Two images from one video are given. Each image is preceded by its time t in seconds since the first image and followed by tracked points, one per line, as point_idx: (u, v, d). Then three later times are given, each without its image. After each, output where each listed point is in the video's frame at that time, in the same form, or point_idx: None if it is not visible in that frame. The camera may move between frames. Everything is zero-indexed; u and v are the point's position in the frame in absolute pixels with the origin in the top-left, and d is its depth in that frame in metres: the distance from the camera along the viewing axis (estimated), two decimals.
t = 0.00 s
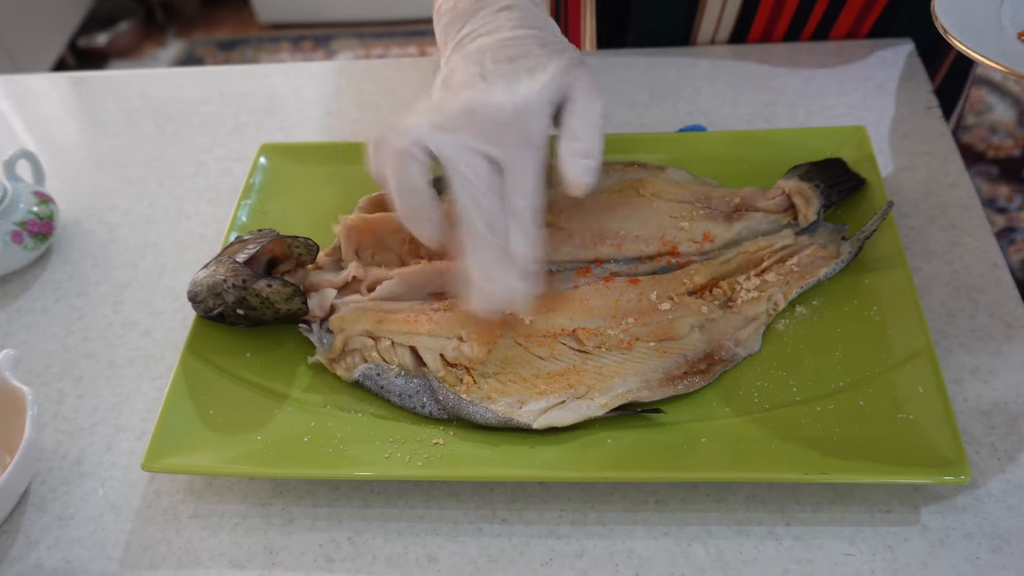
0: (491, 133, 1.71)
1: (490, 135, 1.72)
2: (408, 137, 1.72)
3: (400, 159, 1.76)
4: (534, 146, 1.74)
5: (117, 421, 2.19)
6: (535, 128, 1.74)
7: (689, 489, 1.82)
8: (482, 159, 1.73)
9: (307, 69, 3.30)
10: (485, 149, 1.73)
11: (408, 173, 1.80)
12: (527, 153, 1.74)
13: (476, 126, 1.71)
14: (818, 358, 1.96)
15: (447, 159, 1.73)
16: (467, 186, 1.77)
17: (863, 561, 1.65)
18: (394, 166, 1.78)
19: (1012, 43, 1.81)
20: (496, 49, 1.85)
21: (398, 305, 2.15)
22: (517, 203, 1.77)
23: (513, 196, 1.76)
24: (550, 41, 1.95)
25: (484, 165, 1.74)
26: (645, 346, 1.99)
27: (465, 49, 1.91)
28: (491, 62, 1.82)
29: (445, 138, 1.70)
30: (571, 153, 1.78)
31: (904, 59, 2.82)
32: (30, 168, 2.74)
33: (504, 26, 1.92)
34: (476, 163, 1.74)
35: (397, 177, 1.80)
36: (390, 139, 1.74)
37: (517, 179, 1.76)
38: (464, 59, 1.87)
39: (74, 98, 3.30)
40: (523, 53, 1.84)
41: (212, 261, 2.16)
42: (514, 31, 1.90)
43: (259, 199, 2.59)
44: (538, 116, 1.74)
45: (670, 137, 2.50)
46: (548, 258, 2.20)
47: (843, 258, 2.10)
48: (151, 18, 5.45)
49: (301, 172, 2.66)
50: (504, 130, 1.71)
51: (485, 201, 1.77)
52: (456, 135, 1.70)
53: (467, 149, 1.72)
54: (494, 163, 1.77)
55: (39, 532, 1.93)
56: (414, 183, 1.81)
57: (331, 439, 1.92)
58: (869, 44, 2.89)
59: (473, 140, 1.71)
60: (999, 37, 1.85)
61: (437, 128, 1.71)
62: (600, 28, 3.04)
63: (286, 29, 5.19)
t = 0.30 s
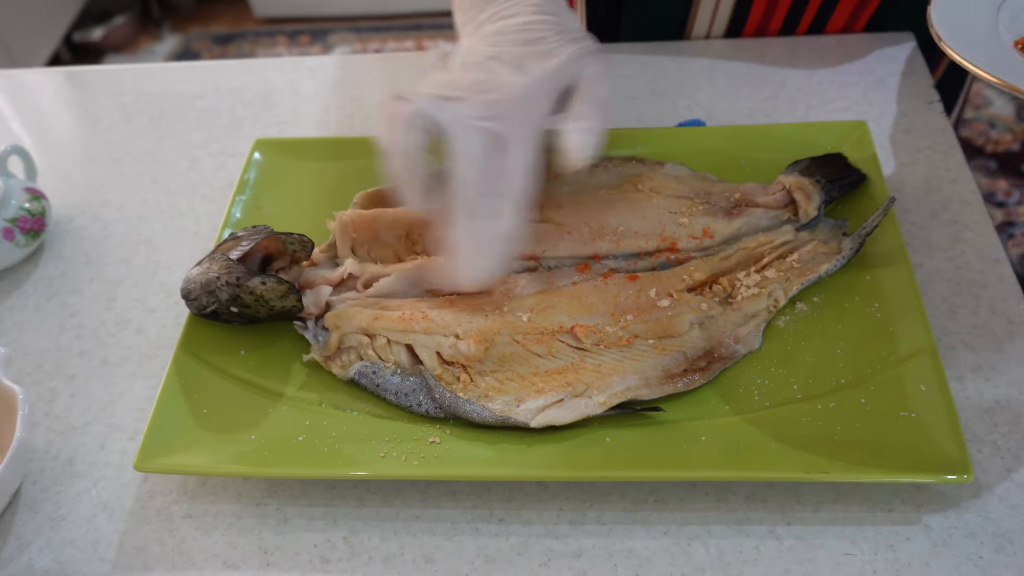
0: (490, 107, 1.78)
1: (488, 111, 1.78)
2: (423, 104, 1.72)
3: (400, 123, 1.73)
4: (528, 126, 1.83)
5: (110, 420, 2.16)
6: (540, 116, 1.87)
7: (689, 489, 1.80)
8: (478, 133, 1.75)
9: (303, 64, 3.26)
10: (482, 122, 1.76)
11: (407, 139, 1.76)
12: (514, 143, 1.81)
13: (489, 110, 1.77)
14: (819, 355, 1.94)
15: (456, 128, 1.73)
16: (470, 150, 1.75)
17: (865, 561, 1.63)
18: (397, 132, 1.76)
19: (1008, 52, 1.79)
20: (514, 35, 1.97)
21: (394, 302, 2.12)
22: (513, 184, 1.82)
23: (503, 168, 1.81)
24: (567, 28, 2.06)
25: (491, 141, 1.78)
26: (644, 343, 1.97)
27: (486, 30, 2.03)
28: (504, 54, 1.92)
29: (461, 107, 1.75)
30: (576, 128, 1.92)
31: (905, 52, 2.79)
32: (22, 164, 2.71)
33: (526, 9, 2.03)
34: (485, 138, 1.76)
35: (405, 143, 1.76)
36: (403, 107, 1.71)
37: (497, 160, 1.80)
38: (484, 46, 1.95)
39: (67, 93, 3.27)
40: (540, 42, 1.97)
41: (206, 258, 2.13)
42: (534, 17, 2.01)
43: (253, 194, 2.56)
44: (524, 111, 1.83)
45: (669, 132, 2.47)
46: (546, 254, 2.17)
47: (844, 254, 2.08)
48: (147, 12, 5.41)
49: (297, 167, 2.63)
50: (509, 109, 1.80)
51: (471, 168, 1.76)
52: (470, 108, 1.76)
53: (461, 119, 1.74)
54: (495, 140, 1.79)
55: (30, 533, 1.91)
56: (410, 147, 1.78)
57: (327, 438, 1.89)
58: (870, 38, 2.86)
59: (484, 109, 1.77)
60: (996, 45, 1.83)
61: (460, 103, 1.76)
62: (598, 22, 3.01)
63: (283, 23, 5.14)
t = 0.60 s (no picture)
0: (453, 95, 1.75)
1: (454, 102, 1.75)
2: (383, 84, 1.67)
3: (357, 106, 1.67)
4: (490, 123, 1.81)
5: (93, 417, 2.10)
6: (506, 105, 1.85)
7: (689, 488, 1.75)
8: (433, 122, 1.73)
9: (292, 48, 3.17)
10: (445, 112, 1.75)
11: (346, 142, 1.75)
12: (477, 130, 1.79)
13: (402, 94, 1.68)
14: (822, 349, 1.89)
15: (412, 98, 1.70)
16: (372, 115, 1.69)
17: (870, 562, 1.59)
18: (348, 105, 1.68)
19: None
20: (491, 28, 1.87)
21: (383, 294, 2.05)
22: (428, 167, 1.76)
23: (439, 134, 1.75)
24: (548, 28, 1.95)
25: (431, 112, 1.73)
26: (643, 337, 1.90)
27: (463, 18, 1.91)
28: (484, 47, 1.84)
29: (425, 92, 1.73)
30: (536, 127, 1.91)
31: (909, 36, 2.72)
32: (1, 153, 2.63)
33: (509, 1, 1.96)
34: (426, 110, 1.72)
35: (348, 138, 1.73)
36: (364, 86, 1.65)
37: (469, 144, 1.79)
38: (460, 32, 1.87)
39: (48, 78, 3.17)
40: (514, 35, 1.88)
41: (189, 250, 2.06)
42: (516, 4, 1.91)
43: (239, 183, 2.49)
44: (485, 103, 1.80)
45: (666, 120, 2.41)
46: (541, 246, 2.11)
47: (848, 244, 2.02)
48: None
49: (283, 155, 2.55)
50: (473, 100, 1.78)
51: (420, 148, 1.73)
52: (424, 95, 1.72)
53: (425, 110, 1.72)
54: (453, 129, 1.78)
55: (11, 534, 1.85)
56: (362, 135, 1.71)
57: (315, 437, 1.84)
58: (873, 21, 2.79)
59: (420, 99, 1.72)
60: None
61: (414, 91, 1.72)
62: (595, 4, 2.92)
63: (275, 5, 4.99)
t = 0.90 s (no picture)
0: (501, 82, 1.77)
1: (495, 88, 1.77)
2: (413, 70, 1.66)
3: (399, 95, 1.63)
4: (538, 108, 1.80)
5: (60, 414, 1.98)
6: (552, 90, 1.84)
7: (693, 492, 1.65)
8: (478, 113, 1.73)
9: (274, 18, 2.99)
10: (490, 100, 1.75)
11: (377, 130, 1.62)
12: (523, 118, 1.77)
13: (473, 66, 1.78)
14: (834, 344, 1.78)
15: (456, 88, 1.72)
16: (416, 108, 1.66)
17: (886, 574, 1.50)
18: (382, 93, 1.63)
19: None
20: None
21: (367, 284, 1.92)
22: (476, 157, 1.71)
23: (484, 120, 1.74)
24: None
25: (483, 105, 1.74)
26: (644, 331, 1.78)
27: None
28: (525, 20, 1.90)
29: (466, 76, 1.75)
30: (591, 113, 1.75)
31: (926, 7, 2.57)
32: None
33: None
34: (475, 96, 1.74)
35: (377, 120, 1.63)
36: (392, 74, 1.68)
37: (514, 134, 1.75)
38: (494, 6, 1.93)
39: (15, 48, 2.97)
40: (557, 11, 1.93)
41: (160, 237, 1.91)
42: None
43: (214, 163, 2.33)
44: (529, 91, 1.79)
45: (669, 96, 2.26)
46: (537, 232, 1.98)
47: (863, 232, 1.90)
48: None
49: (262, 133, 2.40)
50: (525, 83, 1.79)
51: (461, 130, 1.68)
52: (472, 82, 1.75)
53: (468, 97, 1.73)
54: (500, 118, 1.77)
55: None
56: (399, 120, 1.62)
57: (295, 438, 1.72)
58: None
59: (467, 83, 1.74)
60: None
61: (461, 76, 1.75)
62: None
63: None
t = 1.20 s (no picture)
0: (616, 60, 1.56)
1: (614, 65, 1.56)
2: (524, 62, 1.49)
3: (512, 88, 1.46)
4: (660, 96, 1.62)
5: (12, 427, 1.84)
6: (663, 63, 1.62)
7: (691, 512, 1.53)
8: (606, 100, 1.55)
9: None
10: (608, 80, 1.56)
11: (507, 131, 1.44)
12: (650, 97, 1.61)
13: (576, 46, 1.54)
14: (842, 352, 1.66)
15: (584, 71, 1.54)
16: (531, 105, 1.47)
17: None
18: (497, 92, 1.47)
19: None
20: None
21: (340, 287, 1.78)
22: (620, 147, 1.55)
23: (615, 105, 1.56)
24: None
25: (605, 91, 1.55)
26: (638, 339, 1.65)
27: None
28: None
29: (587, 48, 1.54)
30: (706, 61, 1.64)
31: None
32: None
33: None
34: (604, 77, 1.55)
35: (501, 114, 1.44)
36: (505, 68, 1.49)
37: (644, 119, 1.59)
38: None
39: None
40: None
41: (115, 238, 1.77)
42: None
43: (178, 154, 2.18)
44: (649, 66, 1.59)
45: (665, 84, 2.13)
46: (523, 230, 1.86)
47: (872, 231, 1.77)
48: None
49: (230, 122, 2.24)
50: (639, 64, 1.58)
51: (594, 126, 1.52)
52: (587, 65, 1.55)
53: (583, 78, 1.54)
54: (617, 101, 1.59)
55: None
56: (521, 120, 1.44)
57: (263, 457, 1.60)
58: None
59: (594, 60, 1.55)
60: None
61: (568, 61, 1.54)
62: None
63: None
